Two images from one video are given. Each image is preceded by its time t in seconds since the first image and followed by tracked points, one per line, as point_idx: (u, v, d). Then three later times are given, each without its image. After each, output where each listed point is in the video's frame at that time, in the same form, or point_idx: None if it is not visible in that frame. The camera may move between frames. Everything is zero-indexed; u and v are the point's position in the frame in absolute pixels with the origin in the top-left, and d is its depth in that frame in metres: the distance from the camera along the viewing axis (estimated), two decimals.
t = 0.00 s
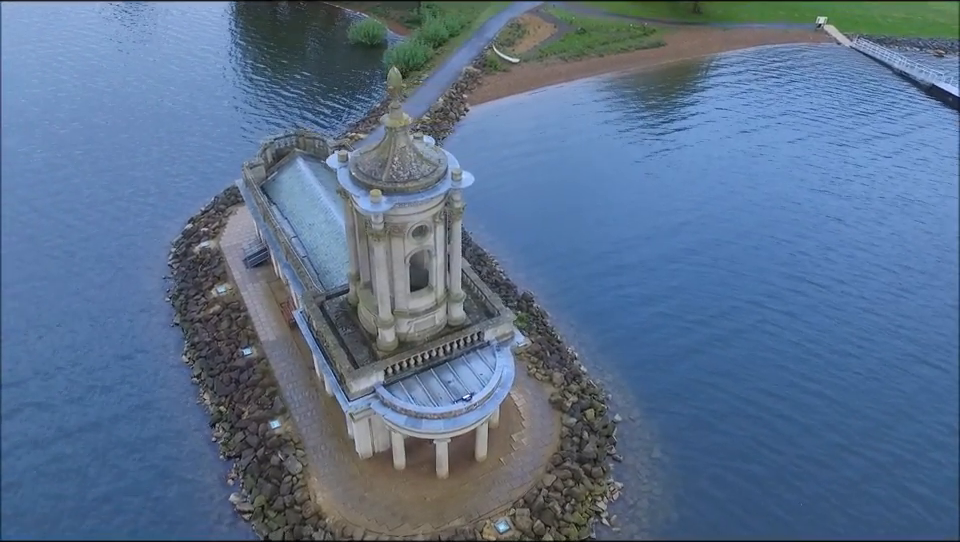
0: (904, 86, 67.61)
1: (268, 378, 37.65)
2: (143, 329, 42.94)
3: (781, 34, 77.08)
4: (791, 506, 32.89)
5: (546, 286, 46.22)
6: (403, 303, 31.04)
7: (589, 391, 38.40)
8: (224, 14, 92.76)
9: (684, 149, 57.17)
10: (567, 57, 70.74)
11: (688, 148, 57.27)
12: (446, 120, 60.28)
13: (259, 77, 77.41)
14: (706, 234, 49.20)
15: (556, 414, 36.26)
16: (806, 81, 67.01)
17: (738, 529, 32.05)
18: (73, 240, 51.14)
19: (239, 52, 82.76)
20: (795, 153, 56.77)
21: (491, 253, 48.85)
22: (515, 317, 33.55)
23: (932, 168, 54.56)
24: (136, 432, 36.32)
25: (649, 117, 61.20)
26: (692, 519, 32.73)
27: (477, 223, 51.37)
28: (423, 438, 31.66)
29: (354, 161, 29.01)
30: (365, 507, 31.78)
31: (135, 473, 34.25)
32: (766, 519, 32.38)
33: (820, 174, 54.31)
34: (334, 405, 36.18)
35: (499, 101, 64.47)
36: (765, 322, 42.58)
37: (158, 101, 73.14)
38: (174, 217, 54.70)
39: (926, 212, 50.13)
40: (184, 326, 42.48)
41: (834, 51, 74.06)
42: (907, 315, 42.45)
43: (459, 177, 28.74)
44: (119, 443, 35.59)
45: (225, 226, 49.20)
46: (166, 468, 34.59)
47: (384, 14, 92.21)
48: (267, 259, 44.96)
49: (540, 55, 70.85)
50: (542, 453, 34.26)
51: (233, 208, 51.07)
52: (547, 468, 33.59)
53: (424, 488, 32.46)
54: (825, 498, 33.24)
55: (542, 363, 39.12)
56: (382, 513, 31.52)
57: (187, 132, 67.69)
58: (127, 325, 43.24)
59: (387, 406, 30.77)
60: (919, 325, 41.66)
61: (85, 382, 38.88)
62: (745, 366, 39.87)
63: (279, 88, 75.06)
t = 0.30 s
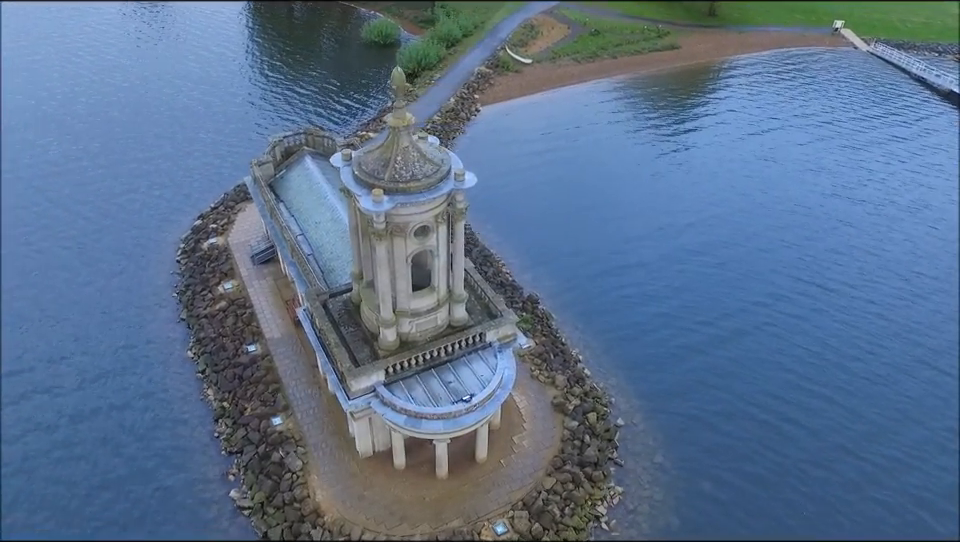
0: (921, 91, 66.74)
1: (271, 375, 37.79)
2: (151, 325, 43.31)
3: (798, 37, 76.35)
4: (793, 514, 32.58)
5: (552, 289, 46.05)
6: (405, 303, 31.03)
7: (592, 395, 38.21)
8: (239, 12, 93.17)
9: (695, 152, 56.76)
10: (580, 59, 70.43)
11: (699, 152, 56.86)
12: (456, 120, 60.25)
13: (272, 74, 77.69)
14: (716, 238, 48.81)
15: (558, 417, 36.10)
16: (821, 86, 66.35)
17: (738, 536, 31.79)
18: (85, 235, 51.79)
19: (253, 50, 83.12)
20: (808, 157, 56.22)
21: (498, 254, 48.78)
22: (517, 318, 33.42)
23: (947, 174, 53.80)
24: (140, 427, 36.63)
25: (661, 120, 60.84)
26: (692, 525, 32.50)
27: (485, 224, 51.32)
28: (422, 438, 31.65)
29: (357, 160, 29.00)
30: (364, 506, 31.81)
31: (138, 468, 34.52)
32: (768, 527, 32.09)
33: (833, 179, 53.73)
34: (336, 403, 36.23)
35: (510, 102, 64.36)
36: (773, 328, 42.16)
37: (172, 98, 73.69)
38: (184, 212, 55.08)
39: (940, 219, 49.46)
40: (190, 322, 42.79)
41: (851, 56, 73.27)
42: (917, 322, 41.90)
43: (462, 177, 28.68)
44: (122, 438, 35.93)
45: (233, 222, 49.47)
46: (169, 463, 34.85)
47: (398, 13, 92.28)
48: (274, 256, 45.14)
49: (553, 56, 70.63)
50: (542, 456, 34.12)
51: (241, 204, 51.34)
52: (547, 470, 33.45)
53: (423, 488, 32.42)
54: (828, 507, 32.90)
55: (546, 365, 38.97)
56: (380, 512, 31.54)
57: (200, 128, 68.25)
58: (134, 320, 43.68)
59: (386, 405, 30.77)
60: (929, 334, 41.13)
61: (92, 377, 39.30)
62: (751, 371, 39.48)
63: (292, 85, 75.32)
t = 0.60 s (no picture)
0: (940, 97, 65.82)
1: (274, 372, 37.94)
2: (157, 321, 43.64)
3: (815, 42, 75.57)
4: (795, 523, 32.16)
5: (558, 291, 45.86)
6: (406, 303, 31.05)
7: (595, 399, 38.02)
8: (256, 10, 93.72)
9: (707, 156, 56.34)
10: (594, 61, 70.14)
11: (710, 155, 56.42)
12: (468, 121, 60.29)
13: (287, 72, 78.11)
14: (726, 243, 48.38)
15: (559, 420, 35.94)
16: (837, 91, 65.63)
17: None
18: (98, 230, 52.43)
19: (269, 47, 83.59)
20: (822, 163, 55.63)
21: (505, 256, 48.69)
22: (520, 321, 33.29)
23: None
24: (144, 421, 36.91)
25: (674, 123, 60.43)
26: (692, 533, 32.21)
27: (493, 225, 51.24)
28: (422, 438, 31.64)
29: (360, 159, 29.06)
30: (362, 505, 31.84)
31: (139, 462, 34.80)
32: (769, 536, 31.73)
33: (846, 185, 53.20)
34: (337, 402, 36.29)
35: (522, 104, 64.25)
36: (781, 335, 41.74)
37: (188, 94, 74.28)
38: (195, 209, 55.51)
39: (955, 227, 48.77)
40: (197, 317, 43.15)
41: (868, 60, 72.44)
42: (928, 333, 41.34)
43: (464, 178, 28.61)
44: (126, 432, 36.22)
45: (242, 219, 49.79)
46: (170, 458, 35.12)
47: (413, 13, 92.47)
48: (282, 253, 45.34)
49: (566, 58, 70.40)
50: (542, 459, 33.97)
51: (251, 202, 51.68)
52: (546, 474, 33.31)
53: (421, 488, 32.37)
54: (831, 517, 32.48)
55: (549, 368, 38.82)
56: (378, 511, 31.55)
57: (215, 124, 68.78)
58: (142, 315, 44.09)
59: (386, 405, 30.79)
60: (939, 345, 40.58)
61: (99, 371, 39.73)
62: (758, 379, 39.07)
63: (306, 83, 75.64)
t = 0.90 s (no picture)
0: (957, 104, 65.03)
1: (277, 370, 38.08)
2: (163, 317, 43.92)
3: (830, 46, 74.86)
4: (797, 531, 31.82)
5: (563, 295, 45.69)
6: (407, 303, 31.06)
7: (597, 403, 37.84)
8: (270, 9, 94.14)
9: (718, 160, 55.93)
10: (606, 64, 69.81)
11: (721, 160, 56.01)
12: (477, 122, 60.31)
13: (299, 70, 78.41)
14: (734, 248, 47.99)
15: (560, 424, 35.80)
16: (851, 96, 65.01)
17: None
18: (107, 227, 52.85)
19: (282, 46, 83.96)
20: (834, 169, 55.12)
21: (511, 258, 48.58)
22: (522, 323, 33.19)
23: None
24: (147, 417, 37.15)
25: (685, 127, 60.00)
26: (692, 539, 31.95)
27: (500, 227, 51.14)
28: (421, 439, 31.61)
29: (363, 159, 29.09)
30: (360, 504, 31.88)
31: (141, 458, 35.01)
32: None
33: (858, 191, 52.68)
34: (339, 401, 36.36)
35: (533, 106, 64.11)
36: (788, 343, 41.35)
37: (200, 92, 74.73)
38: (204, 206, 55.82)
39: None
40: (202, 314, 43.43)
41: (884, 65, 71.71)
42: (937, 341, 40.88)
43: (466, 180, 28.53)
44: (128, 427, 36.46)
45: (250, 217, 50.05)
46: (172, 454, 35.33)
47: (426, 13, 92.62)
48: (288, 252, 45.52)
49: (578, 60, 70.13)
50: (542, 462, 33.86)
51: (259, 200, 51.93)
52: (546, 477, 33.20)
53: (420, 489, 32.33)
54: (833, 525, 32.13)
55: (551, 371, 38.69)
56: (376, 511, 31.57)
57: (227, 122, 69.24)
58: (149, 311, 44.44)
59: (386, 405, 30.81)
60: (948, 354, 40.13)
61: (104, 367, 40.04)
62: (763, 386, 38.70)
63: (318, 82, 75.90)
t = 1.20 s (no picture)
0: None
1: (280, 368, 38.26)
2: (171, 314, 44.30)
3: (849, 52, 74.00)
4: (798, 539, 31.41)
5: (569, 298, 45.52)
6: (409, 304, 31.10)
7: (599, 407, 37.64)
8: (286, 7, 94.62)
9: (731, 164, 55.41)
10: (620, 66, 69.45)
11: (735, 164, 55.49)
12: (489, 123, 60.43)
13: (314, 68, 78.82)
14: (743, 253, 47.55)
15: (562, 427, 35.63)
16: (868, 102, 64.26)
17: None
18: (118, 222, 53.28)
19: (297, 44, 84.39)
20: (848, 174, 54.54)
21: (518, 260, 48.45)
22: (524, 327, 33.09)
23: None
24: (150, 412, 37.40)
25: (698, 130, 59.54)
26: None
27: (509, 229, 51.04)
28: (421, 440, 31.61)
29: (367, 159, 29.13)
30: (359, 503, 31.93)
31: (144, 452, 35.27)
32: None
33: (872, 198, 52.07)
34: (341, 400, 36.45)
35: (545, 108, 63.96)
36: (796, 350, 40.89)
37: (215, 90, 75.24)
38: (214, 203, 56.17)
39: None
40: (209, 310, 43.80)
41: (903, 72, 70.79)
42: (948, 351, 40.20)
43: (469, 182, 28.49)
44: (133, 421, 36.77)
45: (259, 215, 50.37)
46: (173, 451, 35.60)
47: (441, 14, 92.84)
48: (296, 250, 45.74)
49: (592, 62, 69.84)
50: (542, 466, 33.73)
51: (269, 198, 52.25)
52: (546, 481, 33.07)
53: (419, 490, 32.29)
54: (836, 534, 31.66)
55: (555, 374, 38.56)
56: (374, 511, 31.60)
57: (241, 119, 69.73)
58: (157, 306, 44.86)
59: (385, 405, 30.85)
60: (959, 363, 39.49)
61: (110, 363, 40.44)
62: (770, 392, 38.25)
63: (332, 80, 76.23)
